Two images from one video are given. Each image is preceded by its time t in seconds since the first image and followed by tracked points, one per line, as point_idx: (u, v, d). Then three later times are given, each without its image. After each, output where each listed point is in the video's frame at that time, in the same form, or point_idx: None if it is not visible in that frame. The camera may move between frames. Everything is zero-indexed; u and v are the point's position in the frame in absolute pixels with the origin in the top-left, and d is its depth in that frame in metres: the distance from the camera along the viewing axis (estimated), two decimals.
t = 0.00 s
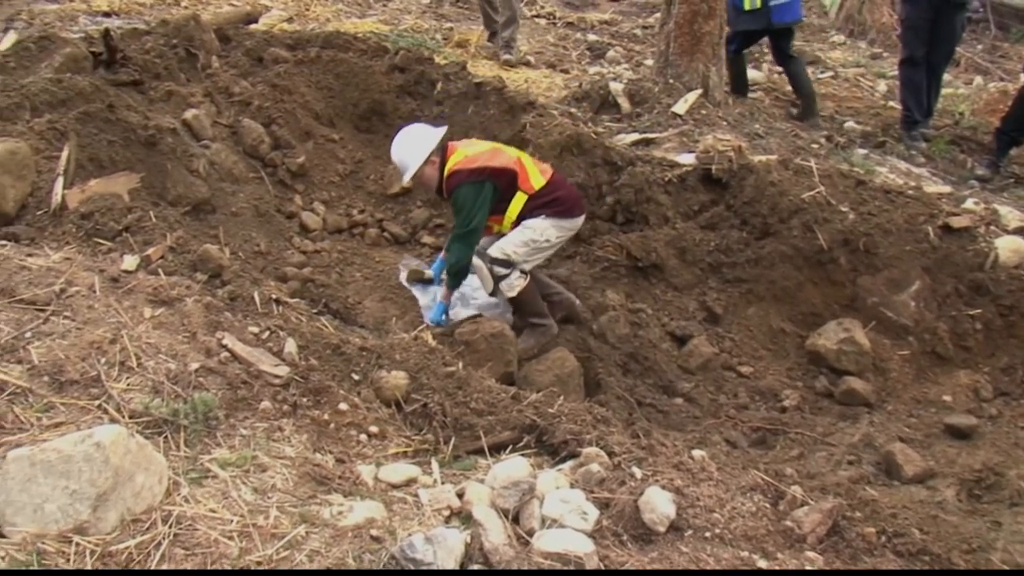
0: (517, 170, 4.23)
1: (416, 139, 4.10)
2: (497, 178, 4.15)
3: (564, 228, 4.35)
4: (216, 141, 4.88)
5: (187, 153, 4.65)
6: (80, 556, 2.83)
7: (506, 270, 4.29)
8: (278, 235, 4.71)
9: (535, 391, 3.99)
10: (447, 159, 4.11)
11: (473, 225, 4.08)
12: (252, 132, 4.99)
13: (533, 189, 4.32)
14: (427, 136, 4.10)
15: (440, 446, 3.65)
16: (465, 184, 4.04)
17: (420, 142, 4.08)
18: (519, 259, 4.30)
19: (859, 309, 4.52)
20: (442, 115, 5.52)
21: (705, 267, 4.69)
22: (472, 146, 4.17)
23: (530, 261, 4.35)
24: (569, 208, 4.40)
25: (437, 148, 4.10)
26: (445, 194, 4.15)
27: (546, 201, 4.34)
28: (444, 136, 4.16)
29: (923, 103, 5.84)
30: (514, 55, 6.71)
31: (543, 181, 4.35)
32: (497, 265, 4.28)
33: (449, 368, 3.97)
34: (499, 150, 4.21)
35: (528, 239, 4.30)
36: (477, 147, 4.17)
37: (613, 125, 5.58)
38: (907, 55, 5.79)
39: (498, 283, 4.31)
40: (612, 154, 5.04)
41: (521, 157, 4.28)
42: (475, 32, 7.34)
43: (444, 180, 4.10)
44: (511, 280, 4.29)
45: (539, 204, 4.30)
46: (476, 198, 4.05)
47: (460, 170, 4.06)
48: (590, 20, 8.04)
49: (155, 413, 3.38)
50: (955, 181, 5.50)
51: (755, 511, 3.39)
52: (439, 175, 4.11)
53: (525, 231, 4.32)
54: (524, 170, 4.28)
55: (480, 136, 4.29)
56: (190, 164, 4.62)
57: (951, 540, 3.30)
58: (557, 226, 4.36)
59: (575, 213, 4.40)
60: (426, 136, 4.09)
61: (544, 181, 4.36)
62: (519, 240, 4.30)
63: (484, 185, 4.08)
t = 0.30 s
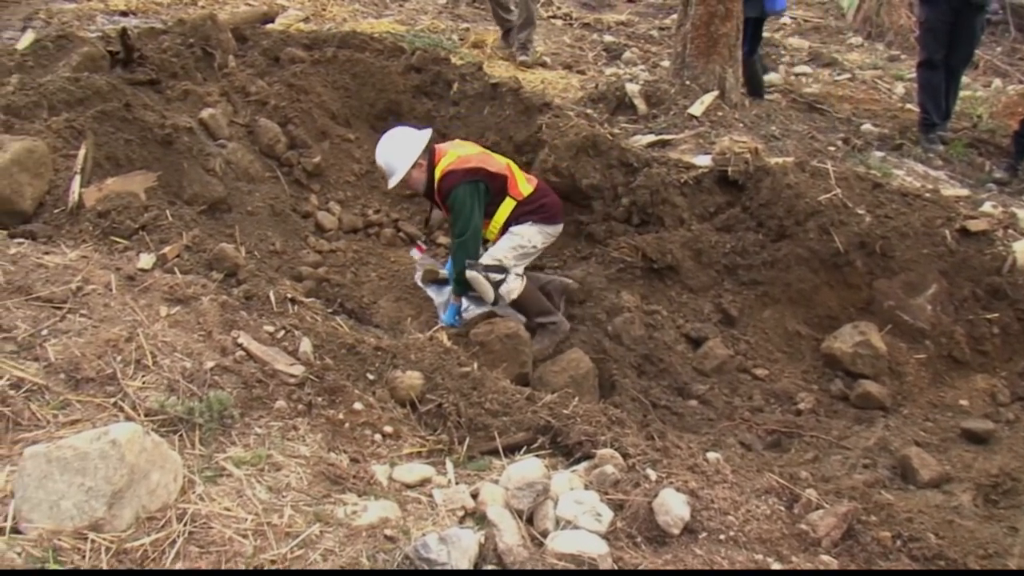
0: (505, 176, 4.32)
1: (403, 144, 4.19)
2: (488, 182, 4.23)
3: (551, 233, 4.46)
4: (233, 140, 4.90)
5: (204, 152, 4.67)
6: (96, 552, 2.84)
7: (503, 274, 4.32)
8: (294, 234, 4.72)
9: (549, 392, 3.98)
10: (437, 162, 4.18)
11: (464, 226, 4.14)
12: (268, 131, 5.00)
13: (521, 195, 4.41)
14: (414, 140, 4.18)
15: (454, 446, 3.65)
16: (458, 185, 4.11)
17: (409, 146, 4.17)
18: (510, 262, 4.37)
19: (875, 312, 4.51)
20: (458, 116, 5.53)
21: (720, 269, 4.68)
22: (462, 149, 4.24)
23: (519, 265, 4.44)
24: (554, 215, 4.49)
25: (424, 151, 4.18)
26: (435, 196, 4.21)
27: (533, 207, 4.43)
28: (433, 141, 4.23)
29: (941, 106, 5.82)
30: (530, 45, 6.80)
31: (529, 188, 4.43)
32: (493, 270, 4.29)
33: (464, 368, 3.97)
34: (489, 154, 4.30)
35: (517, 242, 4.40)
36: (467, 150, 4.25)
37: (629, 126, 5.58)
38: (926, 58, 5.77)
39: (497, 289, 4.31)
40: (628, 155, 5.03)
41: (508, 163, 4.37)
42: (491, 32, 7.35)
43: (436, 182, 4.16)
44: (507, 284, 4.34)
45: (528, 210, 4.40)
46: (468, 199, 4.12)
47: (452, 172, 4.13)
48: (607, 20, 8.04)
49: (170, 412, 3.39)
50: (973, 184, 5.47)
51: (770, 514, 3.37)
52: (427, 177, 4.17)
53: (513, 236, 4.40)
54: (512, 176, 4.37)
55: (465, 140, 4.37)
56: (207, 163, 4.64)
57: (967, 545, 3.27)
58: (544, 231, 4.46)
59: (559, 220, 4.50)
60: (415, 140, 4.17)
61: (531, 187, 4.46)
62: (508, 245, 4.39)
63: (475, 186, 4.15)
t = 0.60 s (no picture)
0: (506, 167, 4.27)
1: (403, 148, 4.13)
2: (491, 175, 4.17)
3: (556, 217, 4.45)
4: (255, 139, 4.92)
5: (226, 150, 4.69)
6: (116, 547, 2.85)
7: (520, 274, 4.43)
8: (316, 233, 4.73)
9: (570, 393, 3.98)
10: (437, 162, 4.11)
11: (475, 221, 4.05)
12: (291, 130, 5.02)
13: (523, 184, 4.37)
14: (413, 143, 4.13)
15: (474, 446, 3.66)
16: (463, 181, 4.03)
17: (409, 150, 4.12)
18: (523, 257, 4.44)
19: (897, 316, 4.48)
20: (480, 116, 5.54)
21: (742, 272, 4.67)
22: (458, 146, 4.17)
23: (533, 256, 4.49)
24: (557, 199, 4.48)
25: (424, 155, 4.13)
26: (441, 198, 4.13)
27: (535, 194, 4.41)
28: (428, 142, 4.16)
29: (967, 110, 5.79)
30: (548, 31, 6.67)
31: (529, 175, 4.40)
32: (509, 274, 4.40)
33: (484, 368, 3.97)
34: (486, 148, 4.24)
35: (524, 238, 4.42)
36: (462, 147, 4.18)
37: (651, 128, 5.58)
38: (953, 61, 5.74)
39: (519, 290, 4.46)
40: (650, 156, 5.03)
41: (507, 154, 4.32)
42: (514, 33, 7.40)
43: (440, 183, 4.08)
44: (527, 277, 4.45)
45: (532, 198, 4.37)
46: (476, 195, 4.05)
47: (455, 170, 4.05)
48: (630, 22, 8.04)
49: (191, 408, 3.41)
50: (1000, 189, 5.43)
51: (790, 518, 3.35)
52: (431, 179, 4.14)
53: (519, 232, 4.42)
54: (512, 166, 4.32)
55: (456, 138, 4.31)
56: (229, 161, 4.67)
57: (989, 554, 3.23)
58: (549, 216, 4.46)
59: (563, 202, 4.49)
60: (414, 143, 4.12)
61: (531, 176, 4.42)
62: (517, 244, 4.43)
63: (479, 181, 4.08)
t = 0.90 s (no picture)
0: (533, 173, 4.21)
1: (431, 144, 4.06)
2: (516, 180, 4.12)
3: (577, 237, 4.42)
4: (279, 137, 4.93)
5: (250, 148, 4.72)
6: (138, 542, 2.87)
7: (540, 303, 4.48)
8: (338, 232, 4.75)
9: (591, 394, 3.98)
10: (463, 162, 4.06)
11: (495, 226, 4.02)
12: (314, 128, 5.04)
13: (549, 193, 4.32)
14: (442, 140, 4.06)
15: (494, 446, 3.66)
16: (487, 185, 3.99)
17: (438, 146, 4.04)
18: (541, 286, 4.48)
19: (921, 321, 4.46)
20: (503, 116, 5.54)
21: (765, 275, 4.65)
22: (486, 147, 4.12)
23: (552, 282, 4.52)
24: (576, 220, 4.43)
25: (451, 151, 4.06)
26: (463, 197, 4.09)
27: (558, 210, 4.36)
28: (457, 139, 4.10)
29: (994, 112, 5.74)
30: (570, 31, 6.68)
31: (555, 187, 4.34)
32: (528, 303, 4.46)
33: (505, 369, 3.97)
34: (514, 151, 4.18)
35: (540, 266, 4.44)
36: (491, 147, 4.13)
37: (675, 129, 5.57)
38: (980, 64, 5.70)
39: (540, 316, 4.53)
40: (674, 158, 5.03)
41: (535, 160, 4.27)
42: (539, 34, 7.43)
43: (464, 183, 4.04)
44: (547, 303, 4.50)
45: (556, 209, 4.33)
46: (498, 200, 4.00)
47: (480, 172, 4.01)
48: (655, 23, 8.02)
49: (213, 405, 3.43)
50: None
51: (811, 523, 3.33)
52: (455, 177, 4.07)
53: (535, 258, 4.44)
54: (540, 172, 4.26)
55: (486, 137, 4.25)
56: (253, 160, 4.69)
57: (1014, 561, 3.19)
58: (571, 232, 4.42)
59: (585, 218, 4.45)
60: (443, 140, 4.04)
61: (557, 184, 4.37)
62: (535, 274, 4.47)
63: (503, 186, 4.04)
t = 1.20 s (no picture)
0: (579, 181, 4.21)
1: (477, 149, 4.03)
2: (562, 188, 4.12)
3: (620, 248, 4.40)
4: (312, 136, 4.95)
5: (284, 146, 4.74)
6: (168, 537, 2.88)
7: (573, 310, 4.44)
8: (371, 231, 4.76)
9: (622, 397, 3.96)
10: (510, 168, 4.06)
11: (540, 233, 4.01)
12: (347, 127, 5.06)
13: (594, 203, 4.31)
14: (488, 145, 4.03)
15: (524, 448, 3.66)
16: (533, 190, 4.00)
17: (483, 152, 4.01)
18: (578, 295, 4.43)
19: (957, 328, 4.42)
20: (537, 117, 5.53)
21: (798, 279, 4.62)
22: (533, 154, 4.12)
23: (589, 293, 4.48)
24: (619, 230, 4.40)
25: (498, 158, 4.06)
26: (508, 203, 4.09)
27: (602, 220, 4.34)
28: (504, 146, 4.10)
29: None
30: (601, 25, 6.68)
31: (601, 196, 4.33)
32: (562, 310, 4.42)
33: (536, 370, 3.97)
34: (560, 159, 4.18)
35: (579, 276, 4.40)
36: (538, 154, 4.13)
37: (709, 132, 5.52)
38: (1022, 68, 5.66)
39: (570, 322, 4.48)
40: (708, 161, 5.00)
41: (581, 168, 4.26)
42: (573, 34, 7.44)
43: (510, 189, 4.04)
44: (581, 312, 4.46)
45: (600, 218, 4.32)
46: (543, 205, 4.01)
47: (527, 177, 4.01)
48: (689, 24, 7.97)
49: (244, 402, 3.44)
50: None
51: (843, 531, 3.30)
52: (500, 183, 4.06)
53: (575, 268, 4.40)
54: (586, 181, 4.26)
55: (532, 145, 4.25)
56: (286, 158, 4.71)
57: None
58: (615, 243, 4.40)
59: (629, 229, 4.44)
60: (490, 146, 4.02)
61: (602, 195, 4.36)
62: (573, 283, 4.43)
63: (548, 193, 4.04)
